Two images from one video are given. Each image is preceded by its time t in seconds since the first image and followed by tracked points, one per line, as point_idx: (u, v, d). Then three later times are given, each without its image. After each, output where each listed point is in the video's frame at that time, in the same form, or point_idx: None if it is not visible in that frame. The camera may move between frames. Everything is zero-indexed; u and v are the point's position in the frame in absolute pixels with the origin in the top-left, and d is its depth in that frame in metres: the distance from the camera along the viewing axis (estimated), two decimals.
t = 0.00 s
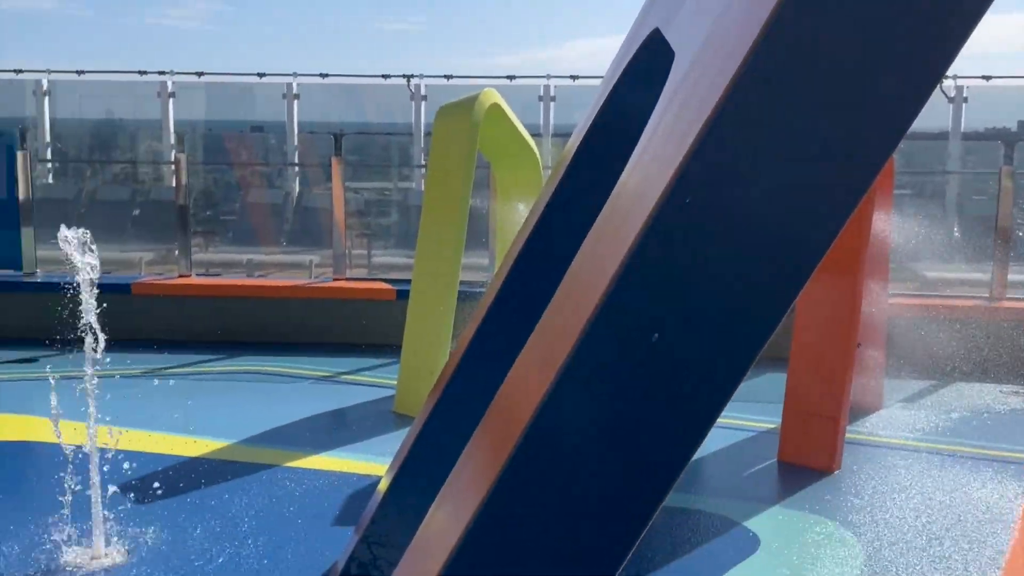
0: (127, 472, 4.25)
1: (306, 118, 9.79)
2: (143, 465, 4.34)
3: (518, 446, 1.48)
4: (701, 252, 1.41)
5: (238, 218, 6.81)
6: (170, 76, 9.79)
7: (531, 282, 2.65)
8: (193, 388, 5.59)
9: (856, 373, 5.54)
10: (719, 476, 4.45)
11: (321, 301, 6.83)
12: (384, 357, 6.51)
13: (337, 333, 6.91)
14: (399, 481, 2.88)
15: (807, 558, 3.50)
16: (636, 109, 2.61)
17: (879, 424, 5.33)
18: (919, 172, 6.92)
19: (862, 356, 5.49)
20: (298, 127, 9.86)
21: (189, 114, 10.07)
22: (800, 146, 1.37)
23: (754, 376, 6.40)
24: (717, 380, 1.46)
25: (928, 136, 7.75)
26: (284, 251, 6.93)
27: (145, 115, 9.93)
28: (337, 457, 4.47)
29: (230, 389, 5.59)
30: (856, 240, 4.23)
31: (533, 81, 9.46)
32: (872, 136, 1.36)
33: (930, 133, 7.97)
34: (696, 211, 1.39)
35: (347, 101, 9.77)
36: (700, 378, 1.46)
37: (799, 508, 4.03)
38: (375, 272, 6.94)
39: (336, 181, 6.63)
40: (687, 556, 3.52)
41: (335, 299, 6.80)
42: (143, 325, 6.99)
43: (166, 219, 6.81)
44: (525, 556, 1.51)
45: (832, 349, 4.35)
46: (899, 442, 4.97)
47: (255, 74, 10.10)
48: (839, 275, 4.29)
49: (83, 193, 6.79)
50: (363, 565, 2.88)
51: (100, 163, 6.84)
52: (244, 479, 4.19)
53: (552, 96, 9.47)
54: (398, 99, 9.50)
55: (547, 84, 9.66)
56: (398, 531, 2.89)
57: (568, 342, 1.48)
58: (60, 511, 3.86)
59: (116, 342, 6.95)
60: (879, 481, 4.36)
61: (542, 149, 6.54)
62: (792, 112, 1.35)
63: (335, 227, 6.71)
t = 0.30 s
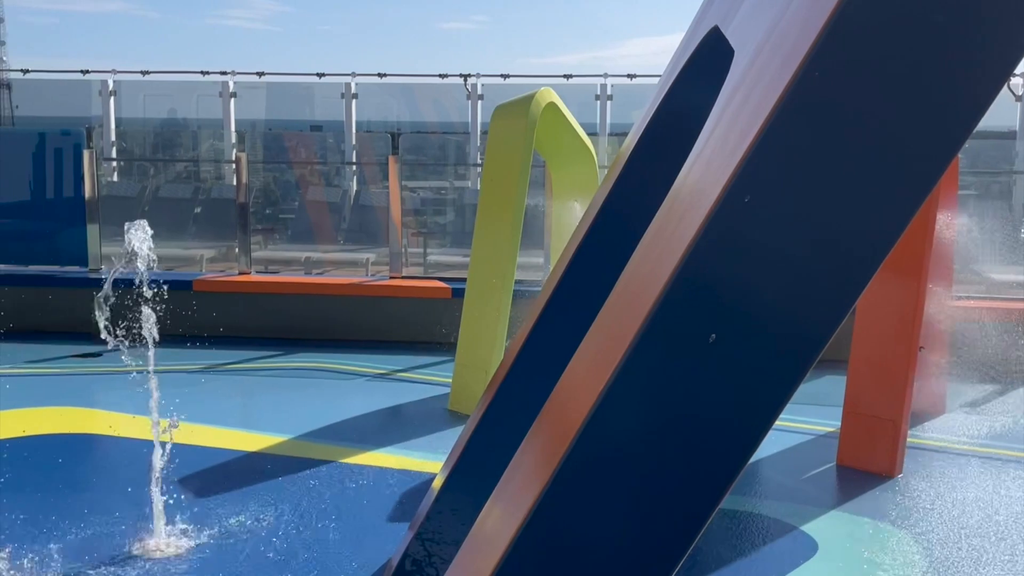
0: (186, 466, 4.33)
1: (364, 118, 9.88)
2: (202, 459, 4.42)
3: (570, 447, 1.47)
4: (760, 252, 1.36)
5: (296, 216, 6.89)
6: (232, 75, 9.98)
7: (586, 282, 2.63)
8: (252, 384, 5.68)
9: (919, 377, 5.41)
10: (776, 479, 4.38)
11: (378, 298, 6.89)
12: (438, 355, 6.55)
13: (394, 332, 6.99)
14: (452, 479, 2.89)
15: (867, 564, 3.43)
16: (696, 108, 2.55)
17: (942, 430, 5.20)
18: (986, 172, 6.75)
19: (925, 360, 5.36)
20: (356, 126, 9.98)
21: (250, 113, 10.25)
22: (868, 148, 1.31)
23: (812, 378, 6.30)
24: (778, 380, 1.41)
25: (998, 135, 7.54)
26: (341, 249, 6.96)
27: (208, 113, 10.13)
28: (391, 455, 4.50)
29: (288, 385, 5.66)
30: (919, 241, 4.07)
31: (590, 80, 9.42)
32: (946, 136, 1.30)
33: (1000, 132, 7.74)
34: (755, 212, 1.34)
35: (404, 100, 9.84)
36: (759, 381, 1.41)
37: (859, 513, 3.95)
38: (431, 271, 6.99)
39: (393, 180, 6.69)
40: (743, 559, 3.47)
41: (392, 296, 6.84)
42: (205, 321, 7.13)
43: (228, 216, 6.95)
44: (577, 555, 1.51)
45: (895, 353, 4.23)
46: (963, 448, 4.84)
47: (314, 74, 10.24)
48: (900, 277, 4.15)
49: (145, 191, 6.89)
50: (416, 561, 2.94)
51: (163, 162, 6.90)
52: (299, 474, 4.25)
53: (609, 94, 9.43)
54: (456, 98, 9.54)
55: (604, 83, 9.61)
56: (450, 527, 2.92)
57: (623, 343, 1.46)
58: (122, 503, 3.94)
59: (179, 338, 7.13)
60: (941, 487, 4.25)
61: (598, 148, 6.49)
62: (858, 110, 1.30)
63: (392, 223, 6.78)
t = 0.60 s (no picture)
0: (246, 461, 4.41)
1: (420, 118, 10.12)
2: (262, 455, 4.49)
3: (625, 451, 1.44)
4: (823, 252, 1.35)
5: (354, 215, 6.96)
6: (292, 77, 10.14)
7: (645, 283, 2.62)
8: (309, 381, 5.75)
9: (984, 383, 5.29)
10: (836, 485, 4.31)
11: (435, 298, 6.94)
12: (493, 355, 6.58)
13: (450, 331, 7.03)
14: (507, 480, 2.88)
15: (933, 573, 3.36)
16: (758, 106, 2.58)
17: (1008, 436, 5.07)
18: None
19: (990, 365, 5.23)
20: (413, 127, 10.08)
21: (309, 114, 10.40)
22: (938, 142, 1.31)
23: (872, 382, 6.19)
24: (840, 383, 1.38)
25: None
26: (399, 249, 7.03)
27: (269, 114, 10.24)
28: (448, 453, 4.53)
29: (345, 383, 5.74)
30: (985, 243, 3.98)
31: (648, 80, 9.39)
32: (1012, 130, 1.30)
33: None
34: (820, 212, 1.34)
35: (461, 101, 9.92)
36: (820, 383, 1.38)
37: (922, 520, 3.87)
38: (487, 271, 7.02)
39: (450, 180, 6.74)
40: (804, 565, 3.42)
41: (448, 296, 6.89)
42: (263, 318, 7.24)
43: (289, 216, 7.02)
44: (631, 563, 1.47)
45: (959, 358, 4.14)
46: None
47: (372, 75, 10.35)
48: (965, 279, 4.07)
49: (208, 190, 7.05)
50: (472, 559, 2.86)
51: (225, 162, 7.03)
52: (356, 472, 4.29)
53: (667, 95, 9.39)
54: (512, 99, 9.60)
55: (662, 83, 9.57)
56: (506, 526, 2.89)
57: (680, 345, 1.44)
58: (184, 498, 4.02)
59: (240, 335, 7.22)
60: (1008, 495, 4.15)
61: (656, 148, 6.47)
62: (929, 105, 1.29)
63: (449, 223, 6.81)
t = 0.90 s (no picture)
0: (303, 458, 4.47)
1: (476, 119, 10.15)
2: (318, 452, 4.54)
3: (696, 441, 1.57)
4: (886, 259, 1.47)
5: (410, 216, 7.01)
6: (350, 79, 10.24)
7: (708, 285, 2.60)
8: (364, 380, 5.80)
9: None
10: (896, 492, 4.23)
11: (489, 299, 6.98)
12: (546, 356, 6.59)
13: (501, 332, 7.07)
14: (563, 480, 2.85)
15: None
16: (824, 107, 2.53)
17: None
18: None
19: None
20: (469, 129, 10.11)
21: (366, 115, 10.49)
22: (997, 153, 1.42)
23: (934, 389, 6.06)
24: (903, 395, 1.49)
25: None
26: (454, 249, 7.05)
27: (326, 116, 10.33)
28: (501, 453, 4.54)
29: (400, 382, 5.78)
30: None
31: (705, 81, 9.34)
32: None
33: None
34: (883, 217, 1.46)
35: (517, 102, 9.94)
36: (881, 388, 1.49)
37: (986, 530, 3.78)
38: (541, 272, 7.05)
39: (505, 181, 6.81)
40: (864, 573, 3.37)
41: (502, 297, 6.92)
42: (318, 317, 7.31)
43: (346, 217, 7.11)
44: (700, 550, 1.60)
45: None
46: None
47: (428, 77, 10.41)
48: None
49: (266, 191, 7.14)
50: (527, 560, 2.92)
51: (282, 163, 7.14)
52: (412, 469, 4.33)
53: (725, 96, 9.32)
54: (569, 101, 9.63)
55: (720, 84, 9.52)
56: (558, 526, 2.89)
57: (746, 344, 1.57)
58: (246, 492, 4.09)
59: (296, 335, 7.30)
60: None
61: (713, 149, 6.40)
62: (985, 118, 1.41)
63: (503, 225, 6.88)
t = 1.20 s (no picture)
0: (354, 457, 4.51)
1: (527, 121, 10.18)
2: (369, 451, 4.58)
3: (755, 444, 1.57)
4: (950, 260, 1.51)
5: (460, 218, 7.04)
6: (402, 81, 10.32)
7: (766, 289, 2.57)
8: (412, 380, 5.84)
9: None
10: (953, 502, 4.14)
11: (537, 301, 6.98)
12: (594, 359, 6.58)
13: (548, 333, 7.07)
14: (613, 483, 2.83)
15: None
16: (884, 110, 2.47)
17: None
18: None
19: None
20: (519, 130, 10.14)
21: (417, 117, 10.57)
22: None
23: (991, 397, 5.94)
24: (964, 400, 1.53)
25: None
26: (502, 251, 7.10)
27: (378, 118, 10.41)
28: (550, 455, 4.54)
29: (449, 383, 5.80)
30: None
31: (759, 83, 9.30)
32: None
33: None
34: (947, 216, 1.50)
35: (568, 104, 9.95)
36: (940, 393, 1.53)
37: None
38: (591, 275, 7.05)
39: (555, 183, 6.82)
40: None
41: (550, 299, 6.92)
42: (367, 317, 7.37)
43: (397, 218, 7.16)
44: (759, 553, 1.61)
45: None
46: None
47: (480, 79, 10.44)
48: None
49: (319, 192, 7.23)
50: (577, 564, 2.87)
51: (335, 164, 7.24)
52: (462, 469, 4.35)
53: (779, 98, 9.27)
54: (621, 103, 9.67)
55: (774, 86, 9.47)
56: (611, 530, 2.86)
57: (802, 349, 1.58)
58: (298, 489, 4.14)
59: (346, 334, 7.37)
60: None
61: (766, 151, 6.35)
62: None
63: (554, 228, 6.86)
